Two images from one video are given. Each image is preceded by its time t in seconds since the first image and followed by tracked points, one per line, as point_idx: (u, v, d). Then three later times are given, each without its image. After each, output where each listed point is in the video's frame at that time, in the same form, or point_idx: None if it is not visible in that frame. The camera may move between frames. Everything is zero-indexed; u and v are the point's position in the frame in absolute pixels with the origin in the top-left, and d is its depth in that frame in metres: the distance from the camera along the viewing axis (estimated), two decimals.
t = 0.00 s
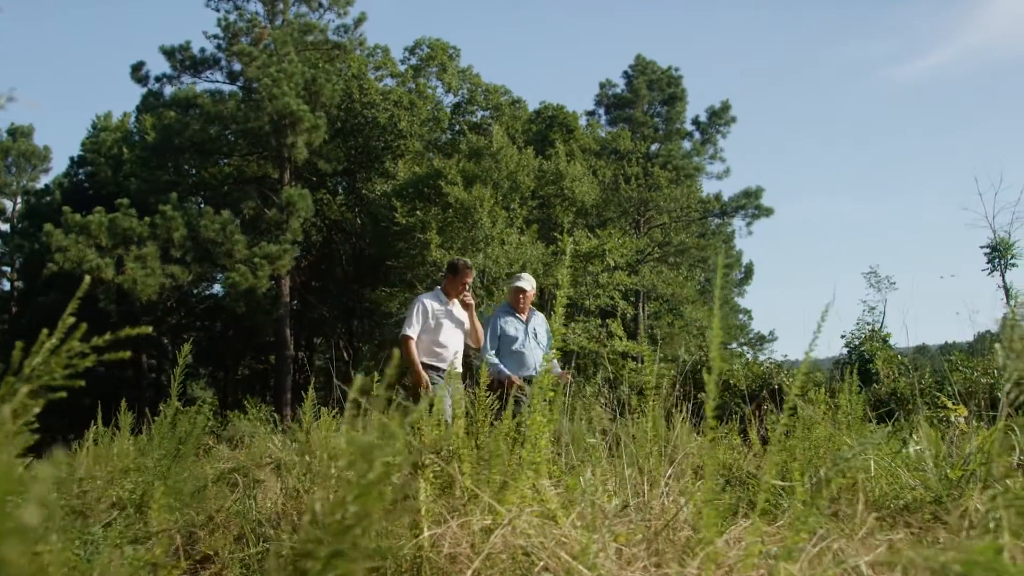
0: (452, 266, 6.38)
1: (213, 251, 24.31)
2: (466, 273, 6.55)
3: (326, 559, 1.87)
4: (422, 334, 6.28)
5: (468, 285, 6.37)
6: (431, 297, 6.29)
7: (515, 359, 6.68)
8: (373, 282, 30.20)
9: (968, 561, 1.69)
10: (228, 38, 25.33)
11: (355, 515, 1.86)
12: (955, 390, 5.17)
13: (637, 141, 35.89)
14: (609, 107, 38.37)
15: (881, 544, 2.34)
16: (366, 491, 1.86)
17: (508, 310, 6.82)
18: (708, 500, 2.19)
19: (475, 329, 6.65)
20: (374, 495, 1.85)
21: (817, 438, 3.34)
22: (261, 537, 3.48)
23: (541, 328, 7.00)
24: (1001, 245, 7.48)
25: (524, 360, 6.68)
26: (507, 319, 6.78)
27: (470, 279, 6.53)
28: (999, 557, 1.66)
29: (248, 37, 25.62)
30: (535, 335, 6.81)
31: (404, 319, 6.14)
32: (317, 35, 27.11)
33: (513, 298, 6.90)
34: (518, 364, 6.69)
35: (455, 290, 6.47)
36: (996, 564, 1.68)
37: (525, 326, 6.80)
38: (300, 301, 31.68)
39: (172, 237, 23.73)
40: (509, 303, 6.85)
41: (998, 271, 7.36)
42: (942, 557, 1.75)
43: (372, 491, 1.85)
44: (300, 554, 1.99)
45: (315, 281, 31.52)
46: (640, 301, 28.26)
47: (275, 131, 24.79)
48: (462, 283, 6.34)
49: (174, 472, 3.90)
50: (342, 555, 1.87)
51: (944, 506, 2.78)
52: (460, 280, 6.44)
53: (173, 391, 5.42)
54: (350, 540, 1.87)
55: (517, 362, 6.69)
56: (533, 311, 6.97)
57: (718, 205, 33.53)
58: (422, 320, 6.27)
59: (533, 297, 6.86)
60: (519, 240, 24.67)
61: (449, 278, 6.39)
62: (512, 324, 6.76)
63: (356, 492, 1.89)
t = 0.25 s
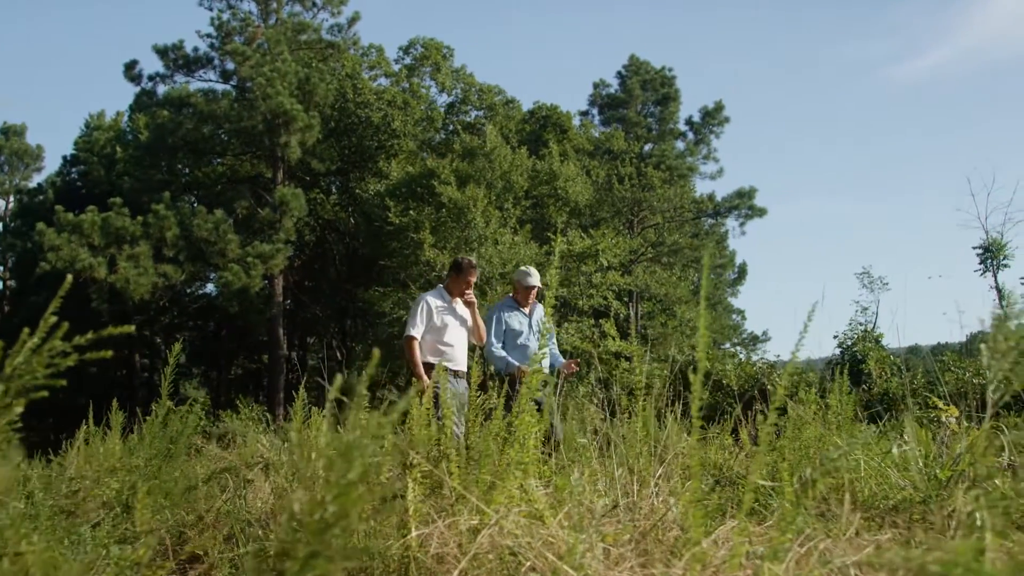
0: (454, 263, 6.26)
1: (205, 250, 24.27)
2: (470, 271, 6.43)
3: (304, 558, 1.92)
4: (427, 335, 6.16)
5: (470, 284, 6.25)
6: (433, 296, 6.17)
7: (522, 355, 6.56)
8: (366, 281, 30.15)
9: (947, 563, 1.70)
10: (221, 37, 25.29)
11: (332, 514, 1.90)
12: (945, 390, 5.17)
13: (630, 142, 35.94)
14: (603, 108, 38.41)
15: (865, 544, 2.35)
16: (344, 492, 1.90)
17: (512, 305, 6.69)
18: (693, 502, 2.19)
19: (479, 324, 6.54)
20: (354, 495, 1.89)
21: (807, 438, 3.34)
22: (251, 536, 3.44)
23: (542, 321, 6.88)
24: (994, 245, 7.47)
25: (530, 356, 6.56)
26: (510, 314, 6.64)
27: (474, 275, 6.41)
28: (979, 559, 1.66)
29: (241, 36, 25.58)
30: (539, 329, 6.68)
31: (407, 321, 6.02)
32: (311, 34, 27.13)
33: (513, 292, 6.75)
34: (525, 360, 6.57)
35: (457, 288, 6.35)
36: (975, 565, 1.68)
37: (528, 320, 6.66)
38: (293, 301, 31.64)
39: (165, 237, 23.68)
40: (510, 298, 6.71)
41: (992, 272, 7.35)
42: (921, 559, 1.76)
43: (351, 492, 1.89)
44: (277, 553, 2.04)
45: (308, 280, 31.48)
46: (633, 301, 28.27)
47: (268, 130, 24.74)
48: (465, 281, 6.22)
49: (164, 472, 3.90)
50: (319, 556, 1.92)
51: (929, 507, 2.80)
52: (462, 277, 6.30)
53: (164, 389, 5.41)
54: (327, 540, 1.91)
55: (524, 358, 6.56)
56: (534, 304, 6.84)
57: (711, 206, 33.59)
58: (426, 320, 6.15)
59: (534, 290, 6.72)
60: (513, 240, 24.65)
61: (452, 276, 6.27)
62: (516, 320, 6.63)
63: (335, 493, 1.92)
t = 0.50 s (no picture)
0: (457, 260, 6.23)
1: (196, 249, 24.17)
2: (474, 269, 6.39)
3: (281, 557, 1.92)
4: (428, 332, 6.08)
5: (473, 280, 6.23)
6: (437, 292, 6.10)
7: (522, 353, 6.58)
8: (357, 281, 30.10)
9: (924, 563, 1.69)
10: (212, 36, 25.23)
11: (309, 513, 1.90)
12: (933, 390, 5.18)
13: (622, 142, 35.96)
14: (594, 107, 38.43)
15: (848, 544, 2.36)
16: (322, 490, 1.90)
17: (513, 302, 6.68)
18: (676, 502, 2.18)
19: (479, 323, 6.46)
20: (330, 494, 1.90)
21: (795, 438, 3.33)
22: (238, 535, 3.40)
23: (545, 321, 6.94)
24: (983, 244, 7.48)
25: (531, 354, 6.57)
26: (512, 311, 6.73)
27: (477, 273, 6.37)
28: (953, 559, 1.66)
29: (232, 34, 25.52)
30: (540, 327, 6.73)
31: (411, 317, 5.93)
32: (302, 33, 27.11)
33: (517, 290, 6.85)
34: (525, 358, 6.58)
35: (458, 285, 6.31)
36: (952, 565, 1.67)
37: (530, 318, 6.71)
38: (284, 300, 31.57)
39: (156, 236, 23.59)
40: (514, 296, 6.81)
41: (980, 271, 7.35)
42: (898, 558, 1.76)
43: (328, 491, 1.90)
44: (255, 553, 2.05)
45: (299, 280, 31.41)
46: (624, 301, 28.28)
47: (259, 129, 24.66)
48: (469, 278, 6.19)
49: (151, 471, 3.89)
50: (294, 556, 1.92)
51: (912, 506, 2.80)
52: (464, 274, 6.30)
53: (152, 388, 5.37)
54: (303, 540, 1.92)
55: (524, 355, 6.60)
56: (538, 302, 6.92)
57: (702, 206, 33.66)
58: (428, 316, 6.08)
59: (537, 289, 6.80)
60: (504, 239, 24.62)
61: (455, 272, 6.22)
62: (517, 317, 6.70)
63: (315, 494, 1.91)
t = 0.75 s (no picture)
0: (456, 254, 6.25)
1: (185, 248, 24.08)
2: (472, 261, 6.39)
3: (258, 556, 1.95)
4: (429, 325, 6.08)
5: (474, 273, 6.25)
6: (436, 285, 6.11)
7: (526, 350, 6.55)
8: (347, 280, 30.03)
9: (905, 562, 1.69)
10: (202, 34, 25.15)
11: (288, 513, 1.93)
12: (920, 389, 5.18)
13: (612, 142, 35.96)
14: (585, 107, 38.44)
15: (832, 543, 2.36)
16: (300, 491, 1.93)
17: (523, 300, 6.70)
18: (660, 502, 2.18)
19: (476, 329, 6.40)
20: (309, 494, 1.93)
21: (782, 438, 3.33)
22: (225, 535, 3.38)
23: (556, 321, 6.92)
24: (970, 245, 7.49)
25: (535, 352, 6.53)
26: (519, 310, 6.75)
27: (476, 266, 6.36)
28: (932, 558, 1.66)
29: (222, 33, 25.44)
30: (547, 325, 6.70)
31: (410, 309, 5.94)
32: (292, 32, 27.06)
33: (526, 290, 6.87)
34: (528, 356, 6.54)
35: (458, 279, 6.32)
36: (932, 565, 1.68)
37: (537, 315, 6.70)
38: (274, 300, 31.49)
39: (145, 234, 23.48)
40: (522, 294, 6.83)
41: (968, 271, 7.36)
42: (878, 558, 1.75)
43: (307, 490, 1.92)
44: (233, 552, 2.07)
45: (288, 279, 31.33)
46: (614, 301, 28.27)
47: (249, 128, 24.59)
48: (467, 271, 6.20)
49: (138, 471, 3.87)
50: (272, 556, 1.95)
51: (891, 506, 2.82)
52: (464, 268, 6.32)
53: (139, 388, 5.35)
54: (281, 541, 1.95)
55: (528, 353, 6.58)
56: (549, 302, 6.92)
57: (691, 206, 33.68)
58: (429, 311, 6.08)
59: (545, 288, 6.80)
60: (494, 238, 24.58)
61: (455, 266, 6.24)
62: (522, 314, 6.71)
63: (294, 493, 1.93)
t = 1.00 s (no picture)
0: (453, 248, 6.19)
1: (173, 247, 23.99)
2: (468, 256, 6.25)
3: (237, 558, 2.02)
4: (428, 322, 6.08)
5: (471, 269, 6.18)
6: (435, 281, 6.08)
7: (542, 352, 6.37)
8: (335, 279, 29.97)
9: (879, 564, 1.71)
10: (190, 32, 25.05)
11: (266, 514, 2.00)
12: (907, 390, 5.19)
13: (601, 142, 36.00)
14: (574, 107, 38.45)
15: (816, 543, 2.38)
16: (278, 490, 2.00)
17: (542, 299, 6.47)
18: (644, 500, 2.19)
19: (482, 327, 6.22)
20: (287, 494, 1.98)
21: (768, 437, 3.34)
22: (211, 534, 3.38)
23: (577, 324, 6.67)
24: (957, 245, 7.52)
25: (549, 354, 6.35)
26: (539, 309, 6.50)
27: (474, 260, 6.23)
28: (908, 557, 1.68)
29: (211, 31, 25.35)
30: (568, 328, 6.50)
31: (410, 307, 5.94)
32: (281, 31, 26.99)
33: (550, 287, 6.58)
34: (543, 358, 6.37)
35: (457, 275, 6.28)
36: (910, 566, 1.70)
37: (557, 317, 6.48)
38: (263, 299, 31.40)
39: (133, 233, 23.40)
40: (544, 292, 6.55)
41: (954, 272, 7.39)
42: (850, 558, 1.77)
43: (285, 491, 1.98)
44: (211, 551, 2.13)
45: (277, 278, 31.25)
46: (603, 301, 28.28)
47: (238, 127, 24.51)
48: (465, 265, 6.16)
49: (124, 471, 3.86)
50: (252, 555, 2.02)
51: (863, 504, 2.89)
52: (462, 263, 6.21)
53: (127, 386, 5.34)
54: (260, 539, 2.01)
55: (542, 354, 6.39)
56: (570, 302, 6.60)
57: (680, 206, 33.72)
58: (428, 309, 6.06)
59: (569, 289, 6.52)
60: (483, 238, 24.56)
61: (452, 261, 6.18)
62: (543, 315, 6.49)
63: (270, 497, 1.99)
